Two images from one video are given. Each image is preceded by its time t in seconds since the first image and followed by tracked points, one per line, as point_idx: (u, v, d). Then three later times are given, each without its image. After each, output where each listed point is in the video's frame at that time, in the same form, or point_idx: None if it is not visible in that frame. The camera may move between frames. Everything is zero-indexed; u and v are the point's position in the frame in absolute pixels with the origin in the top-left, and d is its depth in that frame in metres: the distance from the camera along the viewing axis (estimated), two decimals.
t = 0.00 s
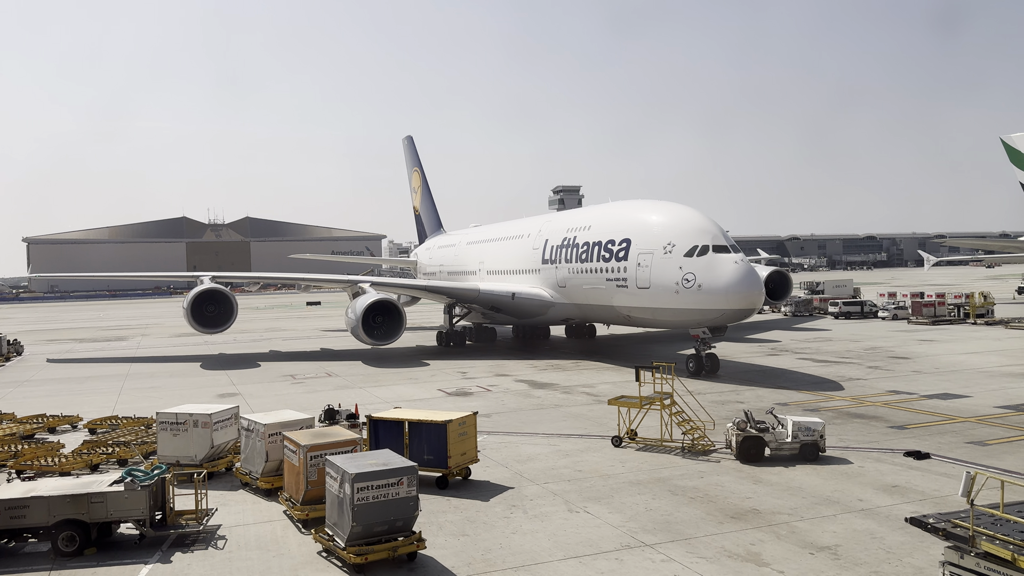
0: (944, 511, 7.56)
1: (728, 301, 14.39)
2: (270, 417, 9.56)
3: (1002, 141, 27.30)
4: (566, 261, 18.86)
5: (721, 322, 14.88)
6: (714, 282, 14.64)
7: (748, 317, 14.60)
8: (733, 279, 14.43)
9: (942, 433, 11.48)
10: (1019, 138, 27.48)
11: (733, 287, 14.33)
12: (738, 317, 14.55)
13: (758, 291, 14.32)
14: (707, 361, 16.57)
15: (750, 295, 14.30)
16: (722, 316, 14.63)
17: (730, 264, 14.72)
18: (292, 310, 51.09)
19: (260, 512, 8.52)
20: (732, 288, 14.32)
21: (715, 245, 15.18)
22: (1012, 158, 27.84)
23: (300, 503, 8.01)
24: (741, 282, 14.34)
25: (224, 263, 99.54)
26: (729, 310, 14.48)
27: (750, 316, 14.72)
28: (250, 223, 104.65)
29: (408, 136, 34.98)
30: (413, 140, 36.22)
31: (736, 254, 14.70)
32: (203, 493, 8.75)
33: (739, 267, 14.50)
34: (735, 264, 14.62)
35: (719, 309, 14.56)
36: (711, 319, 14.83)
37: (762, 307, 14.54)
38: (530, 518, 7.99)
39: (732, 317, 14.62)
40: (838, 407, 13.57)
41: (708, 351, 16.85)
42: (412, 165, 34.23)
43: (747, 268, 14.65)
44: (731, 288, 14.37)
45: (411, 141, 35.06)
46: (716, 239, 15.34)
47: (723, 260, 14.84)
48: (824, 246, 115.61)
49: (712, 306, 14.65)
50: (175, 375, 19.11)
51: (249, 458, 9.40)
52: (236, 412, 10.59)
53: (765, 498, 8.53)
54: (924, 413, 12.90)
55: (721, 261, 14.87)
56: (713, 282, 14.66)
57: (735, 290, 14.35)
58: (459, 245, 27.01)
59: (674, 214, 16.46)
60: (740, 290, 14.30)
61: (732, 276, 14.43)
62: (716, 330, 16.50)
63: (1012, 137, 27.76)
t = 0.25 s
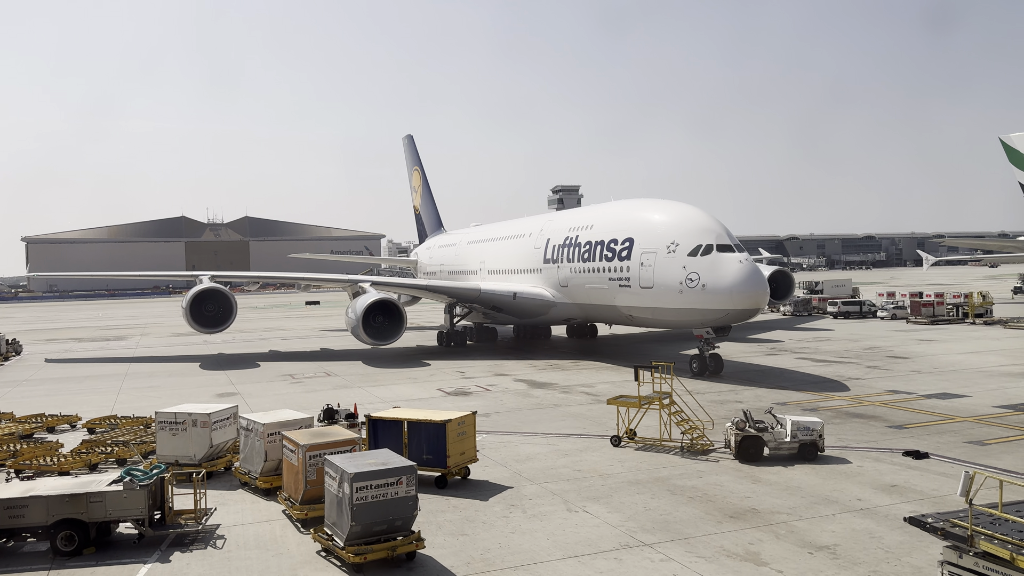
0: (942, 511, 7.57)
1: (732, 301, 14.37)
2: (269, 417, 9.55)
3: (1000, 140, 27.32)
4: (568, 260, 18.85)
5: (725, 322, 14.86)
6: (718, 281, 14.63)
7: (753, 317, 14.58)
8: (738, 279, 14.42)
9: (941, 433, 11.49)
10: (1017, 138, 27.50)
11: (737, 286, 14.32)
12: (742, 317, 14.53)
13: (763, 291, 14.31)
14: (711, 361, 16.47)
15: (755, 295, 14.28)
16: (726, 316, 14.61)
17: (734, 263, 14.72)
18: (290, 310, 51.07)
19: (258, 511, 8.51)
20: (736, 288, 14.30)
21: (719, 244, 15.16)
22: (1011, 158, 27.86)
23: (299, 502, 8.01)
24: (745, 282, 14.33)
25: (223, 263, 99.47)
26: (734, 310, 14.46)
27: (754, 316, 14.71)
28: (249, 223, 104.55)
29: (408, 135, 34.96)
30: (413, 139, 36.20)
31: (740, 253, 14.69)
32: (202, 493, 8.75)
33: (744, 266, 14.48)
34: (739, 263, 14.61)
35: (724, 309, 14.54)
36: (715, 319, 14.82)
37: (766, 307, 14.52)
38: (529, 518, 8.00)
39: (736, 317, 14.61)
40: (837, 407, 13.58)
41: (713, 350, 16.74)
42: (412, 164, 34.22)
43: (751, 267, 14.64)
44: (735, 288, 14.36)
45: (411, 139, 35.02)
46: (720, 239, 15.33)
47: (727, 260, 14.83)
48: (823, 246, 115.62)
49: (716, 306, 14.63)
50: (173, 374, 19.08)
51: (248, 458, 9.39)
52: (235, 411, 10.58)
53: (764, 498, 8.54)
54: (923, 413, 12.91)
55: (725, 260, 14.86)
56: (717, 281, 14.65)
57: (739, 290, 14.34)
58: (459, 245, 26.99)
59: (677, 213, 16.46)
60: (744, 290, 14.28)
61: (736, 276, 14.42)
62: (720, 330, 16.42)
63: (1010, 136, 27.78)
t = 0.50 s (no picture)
0: (941, 510, 7.57)
1: (737, 301, 14.37)
2: (267, 416, 9.55)
3: (1000, 140, 27.34)
4: (570, 259, 18.84)
5: (729, 322, 14.86)
6: (723, 281, 14.63)
7: (758, 317, 14.59)
8: (742, 279, 14.42)
9: (940, 432, 11.50)
10: (1017, 138, 27.50)
11: (742, 286, 14.32)
12: (747, 317, 14.53)
13: (768, 291, 14.30)
14: (715, 362, 16.45)
15: (760, 295, 14.28)
16: (731, 316, 14.60)
17: (738, 263, 14.72)
18: (290, 309, 51.09)
19: (257, 511, 8.51)
20: (741, 288, 14.30)
21: (724, 243, 15.16)
22: (1010, 158, 27.88)
23: (297, 501, 8.00)
24: (750, 282, 14.33)
25: (222, 262, 99.46)
26: (738, 310, 14.46)
27: (759, 316, 14.71)
28: (248, 222, 104.45)
29: (408, 134, 34.90)
30: (413, 137, 36.07)
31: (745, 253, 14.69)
32: (201, 492, 8.75)
33: (748, 266, 14.49)
34: (744, 263, 14.62)
35: (728, 309, 14.53)
36: (720, 319, 14.81)
37: (771, 307, 14.53)
38: (528, 517, 8.00)
39: (741, 317, 14.60)
40: (836, 407, 13.57)
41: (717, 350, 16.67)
42: (412, 163, 34.19)
43: (756, 267, 14.65)
44: (740, 288, 14.35)
45: (411, 138, 34.97)
46: (725, 238, 15.33)
47: (732, 260, 14.83)
48: (822, 245, 115.71)
49: (720, 306, 14.63)
50: (172, 374, 19.06)
51: (247, 457, 9.39)
52: (234, 411, 10.57)
53: (763, 497, 8.54)
54: (922, 413, 12.91)
55: (729, 260, 14.86)
56: (722, 281, 14.65)
57: (744, 289, 14.34)
58: (460, 244, 26.98)
59: (681, 212, 16.46)
60: (749, 290, 14.28)
61: (741, 276, 14.42)
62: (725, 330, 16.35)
63: (1010, 136, 27.79)
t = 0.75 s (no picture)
0: (940, 510, 7.58)
1: (742, 301, 14.35)
2: (267, 415, 9.55)
3: (999, 140, 27.34)
4: (573, 258, 18.84)
5: (734, 322, 14.83)
6: (728, 280, 14.61)
7: (763, 317, 14.56)
8: (747, 278, 14.40)
9: (939, 432, 11.50)
10: (1017, 138, 27.50)
11: (747, 286, 14.30)
12: (752, 317, 14.51)
13: (774, 290, 14.28)
14: (719, 361, 16.37)
15: (766, 295, 14.26)
16: (736, 316, 14.57)
17: (743, 263, 14.70)
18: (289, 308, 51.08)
19: (257, 510, 8.51)
20: (746, 288, 14.28)
21: (729, 242, 15.15)
22: (1010, 158, 27.89)
23: (297, 500, 8.01)
24: (755, 281, 14.31)
25: (222, 261, 99.45)
26: (743, 310, 14.43)
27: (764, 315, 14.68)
28: (247, 221, 104.37)
29: (409, 132, 34.87)
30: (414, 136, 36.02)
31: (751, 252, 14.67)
32: (200, 491, 8.75)
33: (754, 265, 14.47)
34: (750, 262, 14.60)
35: (734, 309, 14.51)
36: (724, 318, 14.78)
37: (777, 307, 14.51)
38: (527, 517, 8.00)
39: (746, 317, 14.58)
40: (835, 406, 13.58)
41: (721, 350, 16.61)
42: (413, 162, 34.17)
43: (761, 266, 14.63)
44: (746, 287, 14.33)
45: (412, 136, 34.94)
46: (730, 237, 15.32)
47: (738, 259, 14.81)
48: (822, 245, 115.75)
49: (725, 305, 14.61)
50: (171, 373, 19.06)
51: (246, 456, 9.40)
52: (234, 410, 10.58)
53: (763, 497, 8.55)
54: (921, 412, 12.92)
55: (734, 259, 14.85)
56: (727, 281, 14.63)
57: (749, 289, 14.32)
58: (461, 243, 26.97)
59: (684, 211, 16.46)
60: (754, 289, 14.26)
61: (746, 275, 14.40)
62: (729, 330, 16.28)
63: (1010, 136, 27.79)
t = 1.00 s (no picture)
0: (940, 510, 7.57)
1: (748, 301, 14.33)
2: (267, 414, 9.55)
3: (1000, 140, 27.34)
4: (576, 258, 18.83)
5: (739, 322, 14.82)
6: (734, 280, 14.60)
7: (768, 317, 14.55)
8: (753, 278, 14.39)
9: (939, 432, 11.49)
10: (1017, 138, 27.49)
11: (753, 285, 14.29)
12: (758, 316, 14.49)
13: (780, 290, 14.27)
14: (724, 362, 16.32)
15: (772, 294, 14.24)
16: (742, 316, 14.55)
17: (749, 262, 14.69)
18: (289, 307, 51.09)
19: (256, 509, 8.51)
20: (752, 288, 14.27)
21: (734, 241, 15.15)
22: (1010, 158, 27.86)
23: (297, 499, 8.01)
24: (761, 281, 14.29)
25: (222, 260, 99.49)
26: (749, 310, 14.42)
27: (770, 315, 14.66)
28: (247, 219, 104.34)
29: (410, 131, 34.85)
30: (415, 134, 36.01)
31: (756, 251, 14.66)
32: (200, 489, 8.75)
33: (760, 265, 14.45)
34: (756, 261, 14.59)
35: (739, 309, 14.49)
36: (729, 318, 14.77)
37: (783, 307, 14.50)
38: (527, 516, 8.00)
39: (752, 317, 14.56)
40: (835, 406, 13.58)
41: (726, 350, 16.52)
42: (414, 161, 34.16)
43: (767, 266, 14.62)
44: (751, 286, 14.31)
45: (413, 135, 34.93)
46: (735, 236, 15.32)
47: (743, 258, 14.80)
48: (822, 244, 115.78)
49: (731, 305, 14.59)
50: (172, 371, 19.08)
51: (246, 456, 9.42)
52: (234, 409, 10.58)
53: (762, 496, 8.55)
54: (921, 412, 12.91)
55: (740, 259, 14.83)
56: (733, 280, 14.62)
57: (754, 289, 14.31)
58: (462, 242, 26.98)
59: (689, 210, 16.46)
60: (760, 289, 14.25)
61: (752, 275, 14.39)
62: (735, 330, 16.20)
63: (1010, 136, 27.77)
